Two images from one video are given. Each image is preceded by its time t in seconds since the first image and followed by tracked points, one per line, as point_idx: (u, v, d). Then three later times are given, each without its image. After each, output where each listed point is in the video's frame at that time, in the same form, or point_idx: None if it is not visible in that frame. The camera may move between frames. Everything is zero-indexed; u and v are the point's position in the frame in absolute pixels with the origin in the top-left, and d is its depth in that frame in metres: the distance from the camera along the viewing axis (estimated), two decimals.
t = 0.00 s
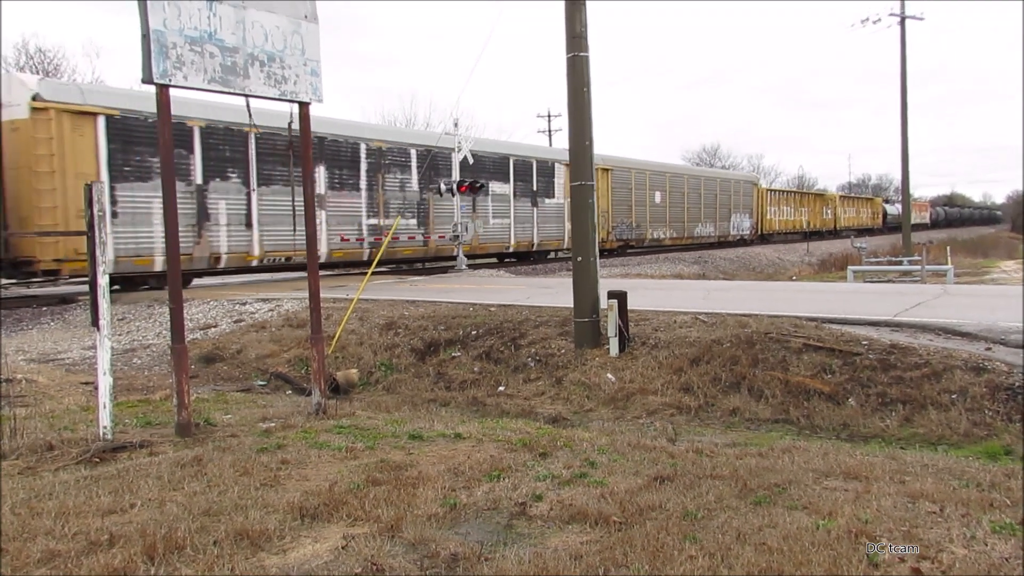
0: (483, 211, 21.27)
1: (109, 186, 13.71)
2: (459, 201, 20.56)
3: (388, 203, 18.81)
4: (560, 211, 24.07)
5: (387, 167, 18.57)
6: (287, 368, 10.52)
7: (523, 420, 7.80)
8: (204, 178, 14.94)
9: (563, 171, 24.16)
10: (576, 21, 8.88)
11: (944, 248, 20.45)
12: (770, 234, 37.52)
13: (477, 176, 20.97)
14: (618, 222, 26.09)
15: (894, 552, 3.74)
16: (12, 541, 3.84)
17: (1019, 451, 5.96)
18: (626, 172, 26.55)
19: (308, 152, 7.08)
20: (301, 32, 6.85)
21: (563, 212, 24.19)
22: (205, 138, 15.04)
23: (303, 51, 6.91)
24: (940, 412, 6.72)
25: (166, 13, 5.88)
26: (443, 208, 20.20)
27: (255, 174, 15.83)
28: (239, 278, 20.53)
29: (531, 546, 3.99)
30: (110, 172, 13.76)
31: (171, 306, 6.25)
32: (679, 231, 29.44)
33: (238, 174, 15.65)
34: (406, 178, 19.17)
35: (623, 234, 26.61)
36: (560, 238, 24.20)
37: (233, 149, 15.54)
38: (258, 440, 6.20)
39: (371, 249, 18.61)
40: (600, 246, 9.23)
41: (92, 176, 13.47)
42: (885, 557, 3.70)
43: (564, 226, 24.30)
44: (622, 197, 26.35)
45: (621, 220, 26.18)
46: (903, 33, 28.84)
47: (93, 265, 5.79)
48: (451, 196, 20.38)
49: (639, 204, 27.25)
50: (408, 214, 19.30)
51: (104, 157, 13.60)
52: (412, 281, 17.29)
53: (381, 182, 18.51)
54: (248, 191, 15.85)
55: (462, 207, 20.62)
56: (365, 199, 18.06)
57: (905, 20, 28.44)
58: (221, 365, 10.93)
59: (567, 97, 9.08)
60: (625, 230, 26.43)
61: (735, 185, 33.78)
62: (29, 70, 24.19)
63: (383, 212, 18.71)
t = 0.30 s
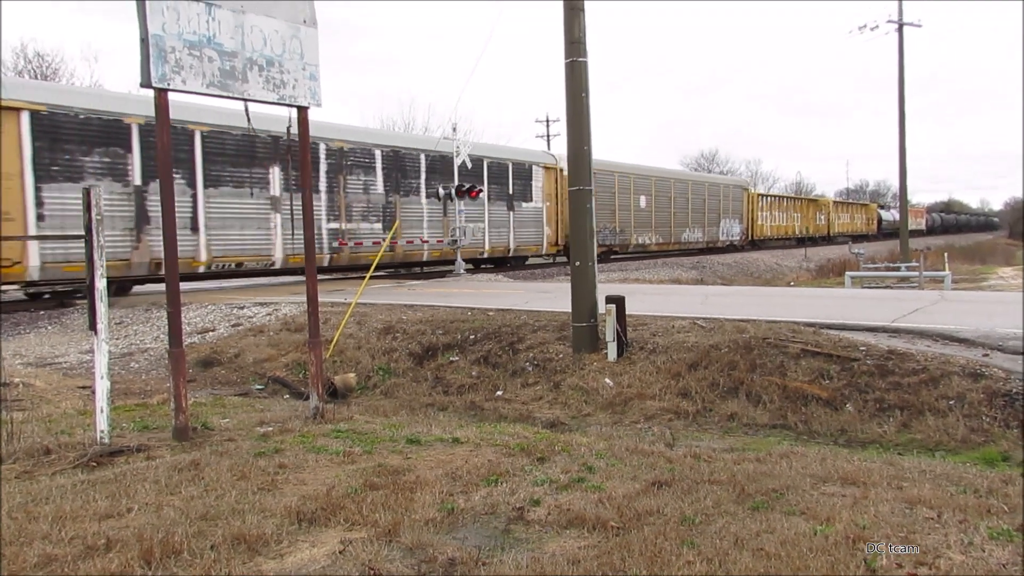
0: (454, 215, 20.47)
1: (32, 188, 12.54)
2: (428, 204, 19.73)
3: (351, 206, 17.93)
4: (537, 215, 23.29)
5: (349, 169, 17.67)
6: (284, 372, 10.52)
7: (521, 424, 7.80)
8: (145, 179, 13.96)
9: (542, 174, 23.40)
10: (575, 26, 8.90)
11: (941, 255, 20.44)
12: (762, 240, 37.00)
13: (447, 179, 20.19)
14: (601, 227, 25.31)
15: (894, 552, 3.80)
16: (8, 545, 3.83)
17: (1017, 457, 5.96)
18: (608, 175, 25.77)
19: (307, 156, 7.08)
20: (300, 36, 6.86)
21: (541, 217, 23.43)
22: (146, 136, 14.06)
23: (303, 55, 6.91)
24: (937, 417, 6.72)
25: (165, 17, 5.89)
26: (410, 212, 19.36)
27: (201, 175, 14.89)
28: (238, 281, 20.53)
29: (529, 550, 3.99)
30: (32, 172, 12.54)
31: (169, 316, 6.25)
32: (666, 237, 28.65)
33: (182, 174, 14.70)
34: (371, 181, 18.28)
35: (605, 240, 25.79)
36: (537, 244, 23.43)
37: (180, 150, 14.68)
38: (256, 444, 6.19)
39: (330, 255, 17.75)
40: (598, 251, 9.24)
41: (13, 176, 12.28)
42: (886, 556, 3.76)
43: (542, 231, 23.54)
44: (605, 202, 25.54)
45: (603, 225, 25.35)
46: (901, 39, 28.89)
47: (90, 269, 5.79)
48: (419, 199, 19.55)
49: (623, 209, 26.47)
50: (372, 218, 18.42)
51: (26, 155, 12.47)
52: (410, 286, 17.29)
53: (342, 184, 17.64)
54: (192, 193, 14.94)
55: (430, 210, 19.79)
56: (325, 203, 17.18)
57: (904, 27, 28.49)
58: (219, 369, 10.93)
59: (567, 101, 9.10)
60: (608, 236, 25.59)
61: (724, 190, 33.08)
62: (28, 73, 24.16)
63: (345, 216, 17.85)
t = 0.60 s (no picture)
0: (423, 217, 19.67)
1: None
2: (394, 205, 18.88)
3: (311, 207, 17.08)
4: (514, 217, 22.70)
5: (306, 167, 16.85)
6: (283, 375, 10.51)
7: (520, 427, 7.79)
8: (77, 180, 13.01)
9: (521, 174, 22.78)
10: (575, 30, 8.92)
11: (939, 259, 20.49)
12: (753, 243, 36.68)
13: (416, 179, 19.44)
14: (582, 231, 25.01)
15: (895, 551, 3.84)
16: (7, 549, 3.83)
17: (1015, 462, 5.97)
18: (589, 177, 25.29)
19: (306, 159, 7.09)
20: (300, 39, 6.87)
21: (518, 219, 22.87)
22: (77, 133, 13.16)
23: (302, 58, 6.92)
24: (936, 422, 6.73)
25: (164, 20, 5.90)
26: (376, 213, 18.49)
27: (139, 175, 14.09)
28: (237, 284, 20.53)
29: (527, 554, 3.98)
30: None
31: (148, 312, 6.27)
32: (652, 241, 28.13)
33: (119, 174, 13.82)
34: (332, 181, 17.44)
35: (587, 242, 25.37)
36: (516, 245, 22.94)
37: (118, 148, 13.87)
38: (254, 447, 6.19)
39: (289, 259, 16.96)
40: (597, 254, 9.24)
41: None
42: (887, 557, 3.78)
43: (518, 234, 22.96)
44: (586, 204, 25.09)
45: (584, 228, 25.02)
46: (899, 44, 28.94)
47: (89, 272, 5.79)
48: (385, 200, 18.71)
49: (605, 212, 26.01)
50: (333, 220, 17.54)
51: None
52: (410, 289, 17.30)
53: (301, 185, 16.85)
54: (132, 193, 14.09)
55: (398, 211, 18.97)
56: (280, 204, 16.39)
57: (902, 31, 28.54)
58: (218, 372, 10.92)
59: (566, 105, 9.11)
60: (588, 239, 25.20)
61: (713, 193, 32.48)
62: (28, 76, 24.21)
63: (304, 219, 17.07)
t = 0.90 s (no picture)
0: (390, 220, 18.77)
1: None
2: (358, 207, 17.99)
3: (263, 210, 16.24)
4: (489, 219, 21.95)
5: (258, 167, 16.02)
6: (281, 378, 10.50)
7: (518, 430, 7.79)
8: None
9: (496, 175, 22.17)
10: (572, 33, 8.93)
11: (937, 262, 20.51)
12: (743, 246, 36.40)
13: (381, 179, 18.51)
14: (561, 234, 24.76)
15: (893, 552, 3.85)
16: (4, 552, 3.82)
17: (1013, 464, 5.97)
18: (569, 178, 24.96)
19: (303, 161, 7.09)
20: (298, 42, 6.87)
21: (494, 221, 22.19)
22: None
23: (299, 60, 6.93)
24: (933, 424, 6.73)
25: (162, 23, 5.90)
26: (338, 216, 17.64)
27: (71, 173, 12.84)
28: (235, 286, 20.53)
29: (525, 556, 3.98)
30: None
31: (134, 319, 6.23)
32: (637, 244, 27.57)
33: (45, 172, 12.28)
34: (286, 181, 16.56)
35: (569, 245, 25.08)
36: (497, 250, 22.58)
37: (45, 144, 12.56)
38: (252, 449, 6.19)
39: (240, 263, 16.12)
40: (595, 256, 9.25)
41: None
42: (885, 559, 3.79)
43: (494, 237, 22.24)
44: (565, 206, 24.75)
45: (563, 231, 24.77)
46: (897, 47, 28.99)
47: (87, 274, 5.78)
48: (348, 202, 17.81)
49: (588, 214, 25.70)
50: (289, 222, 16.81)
51: None
52: (408, 291, 17.29)
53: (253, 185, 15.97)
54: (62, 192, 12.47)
55: (362, 214, 18.07)
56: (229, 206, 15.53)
57: (900, 34, 28.58)
58: (216, 374, 10.92)
59: (563, 108, 9.12)
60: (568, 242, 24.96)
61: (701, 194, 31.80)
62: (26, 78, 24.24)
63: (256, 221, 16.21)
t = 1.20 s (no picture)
0: (353, 221, 18.02)
1: None
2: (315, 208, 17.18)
3: (212, 210, 15.33)
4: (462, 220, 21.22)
5: (207, 166, 15.07)
6: (279, 380, 10.49)
7: (517, 432, 7.78)
8: None
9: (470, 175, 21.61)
10: (570, 35, 8.94)
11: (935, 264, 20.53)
12: (733, 249, 35.87)
13: (366, 180, 18.17)
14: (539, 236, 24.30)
15: (892, 552, 3.87)
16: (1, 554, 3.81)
17: (1010, 466, 5.98)
18: (549, 178, 24.50)
19: (301, 164, 7.09)
20: (296, 44, 6.87)
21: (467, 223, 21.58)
22: None
23: (298, 62, 6.93)
24: (931, 426, 6.74)
25: (160, 25, 5.90)
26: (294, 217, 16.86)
27: None
28: (233, 288, 20.52)
29: (523, 558, 3.98)
30: None
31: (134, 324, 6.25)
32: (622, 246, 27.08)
33: None
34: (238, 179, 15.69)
35: (549, 247, 24.63)
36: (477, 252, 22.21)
37: None
38: (250, 451, 6.19)
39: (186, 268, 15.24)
40: (593, 258, 9.26)
41: None
42: (882, 561, 3.80)
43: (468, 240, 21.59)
44: (544, 207, 24.27)
45: (542, 232, 24.26)
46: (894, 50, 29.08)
47: (85, 276, 5.78)
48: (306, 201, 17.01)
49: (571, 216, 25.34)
50: (241, 223, 15.94)
51: None
52: (407, 293, 17.27)
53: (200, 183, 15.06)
54: None
55: (323, 215, 17.28)
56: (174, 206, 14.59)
57: (898, 37, 28.69)
58: (214, 376, 10.91)
59: (562, 110, 9.13)
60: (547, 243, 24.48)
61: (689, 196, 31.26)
62: (24, 81, 24.25)
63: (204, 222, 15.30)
